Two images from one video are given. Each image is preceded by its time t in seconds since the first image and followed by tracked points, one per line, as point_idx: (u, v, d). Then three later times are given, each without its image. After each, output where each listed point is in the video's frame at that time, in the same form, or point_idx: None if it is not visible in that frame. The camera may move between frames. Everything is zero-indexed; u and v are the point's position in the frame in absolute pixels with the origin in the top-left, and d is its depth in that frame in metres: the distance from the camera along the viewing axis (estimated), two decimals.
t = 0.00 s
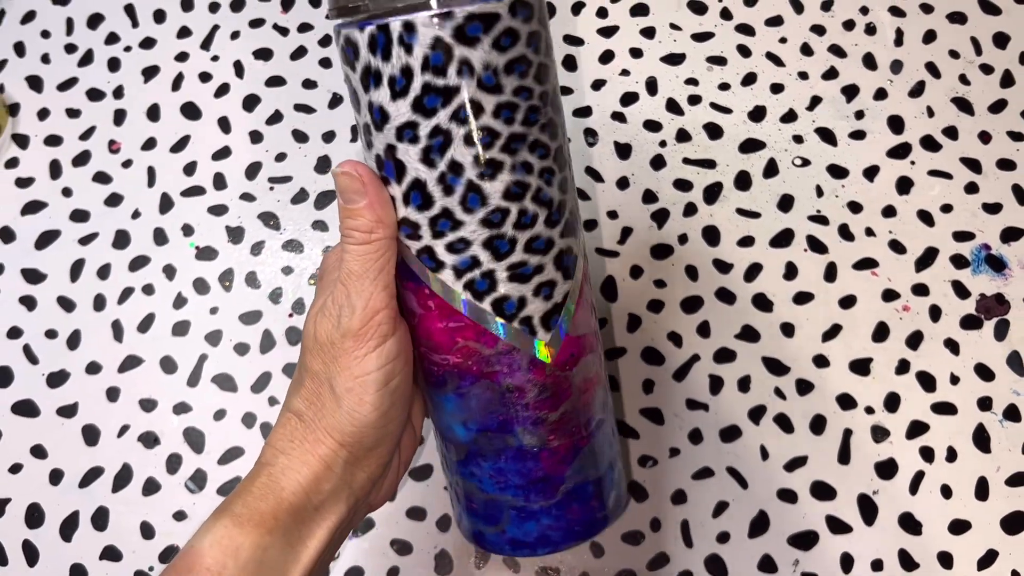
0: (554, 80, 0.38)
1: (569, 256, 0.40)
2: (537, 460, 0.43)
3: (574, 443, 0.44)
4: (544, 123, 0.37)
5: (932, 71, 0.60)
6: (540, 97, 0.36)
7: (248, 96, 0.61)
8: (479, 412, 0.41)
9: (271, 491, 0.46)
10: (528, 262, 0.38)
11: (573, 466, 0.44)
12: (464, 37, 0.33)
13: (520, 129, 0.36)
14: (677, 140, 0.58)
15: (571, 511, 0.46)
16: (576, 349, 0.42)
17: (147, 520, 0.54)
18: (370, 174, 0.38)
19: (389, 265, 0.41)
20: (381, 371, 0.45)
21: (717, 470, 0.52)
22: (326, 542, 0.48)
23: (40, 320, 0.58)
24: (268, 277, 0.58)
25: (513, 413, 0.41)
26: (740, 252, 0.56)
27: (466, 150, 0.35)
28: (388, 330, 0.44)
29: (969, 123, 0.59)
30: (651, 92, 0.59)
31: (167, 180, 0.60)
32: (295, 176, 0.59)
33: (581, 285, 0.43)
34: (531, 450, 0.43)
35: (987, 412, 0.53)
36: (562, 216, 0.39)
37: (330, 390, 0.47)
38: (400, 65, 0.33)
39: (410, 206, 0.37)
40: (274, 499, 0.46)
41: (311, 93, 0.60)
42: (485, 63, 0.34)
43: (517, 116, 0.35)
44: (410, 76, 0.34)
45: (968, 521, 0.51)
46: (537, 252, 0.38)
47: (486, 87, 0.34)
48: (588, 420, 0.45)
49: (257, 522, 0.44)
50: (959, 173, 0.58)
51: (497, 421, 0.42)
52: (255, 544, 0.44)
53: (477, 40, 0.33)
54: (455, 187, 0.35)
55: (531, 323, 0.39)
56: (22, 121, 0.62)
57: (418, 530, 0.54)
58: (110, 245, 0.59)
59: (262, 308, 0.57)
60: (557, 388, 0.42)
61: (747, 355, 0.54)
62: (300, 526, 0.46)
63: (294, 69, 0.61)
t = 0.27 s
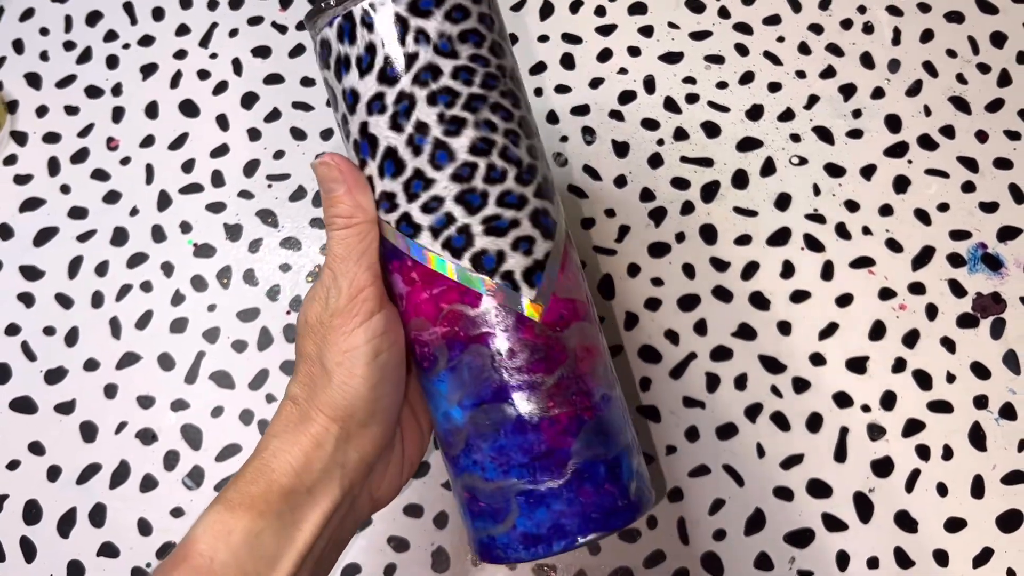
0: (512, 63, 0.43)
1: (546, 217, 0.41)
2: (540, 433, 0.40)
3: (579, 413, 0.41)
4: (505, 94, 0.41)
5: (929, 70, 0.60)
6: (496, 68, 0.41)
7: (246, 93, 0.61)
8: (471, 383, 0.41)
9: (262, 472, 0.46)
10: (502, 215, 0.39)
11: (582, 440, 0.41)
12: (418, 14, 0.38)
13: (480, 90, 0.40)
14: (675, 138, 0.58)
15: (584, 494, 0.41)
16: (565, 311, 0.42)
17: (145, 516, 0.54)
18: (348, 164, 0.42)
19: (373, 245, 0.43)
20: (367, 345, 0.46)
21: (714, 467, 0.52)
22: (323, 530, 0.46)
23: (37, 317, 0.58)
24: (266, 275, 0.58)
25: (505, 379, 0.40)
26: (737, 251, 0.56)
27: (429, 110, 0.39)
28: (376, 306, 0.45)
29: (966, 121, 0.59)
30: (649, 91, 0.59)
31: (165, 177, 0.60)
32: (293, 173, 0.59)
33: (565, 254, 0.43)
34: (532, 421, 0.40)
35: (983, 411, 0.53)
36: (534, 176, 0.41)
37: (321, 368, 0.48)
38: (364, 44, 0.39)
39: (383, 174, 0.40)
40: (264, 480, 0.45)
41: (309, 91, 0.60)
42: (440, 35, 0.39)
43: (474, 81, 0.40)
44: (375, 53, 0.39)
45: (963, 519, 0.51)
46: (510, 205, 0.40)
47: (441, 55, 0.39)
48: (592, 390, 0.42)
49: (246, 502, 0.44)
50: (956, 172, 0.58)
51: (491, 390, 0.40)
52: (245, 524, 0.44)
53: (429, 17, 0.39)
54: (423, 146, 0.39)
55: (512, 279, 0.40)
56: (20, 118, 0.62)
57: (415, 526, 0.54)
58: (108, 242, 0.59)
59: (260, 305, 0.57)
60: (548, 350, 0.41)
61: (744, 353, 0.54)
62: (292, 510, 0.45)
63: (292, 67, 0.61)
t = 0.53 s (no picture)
0: (509, 61, 0.43)
1: (529, 198, 0.40)
2: (507, 406, 0.39)
3: (550, 387, 0.39)
4: (496, 86, 0.41)
5: (931, 66, 0.59)
6: (488, 62, 0.41)
7: (243, 87, 0.60)
8: (442, 356, 0.40)
9: (246, 449, 0.45)
10: (480, 193, 0.39)
11: (552, 415, 0.39)
12: (412, 13, 0.39)
13: (467, 81, 0.40)
14: (675, 133, 0.58)
15: (552, 472, 0.38)
16: (542, 288, 0.40)
17: (142, 512, 0.54)
18: (347, 160, 0.45)
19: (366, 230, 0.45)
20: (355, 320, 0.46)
21: (713, 463, 0.52)
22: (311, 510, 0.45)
23: (34, 311, 0.58)
24: (264, 269, 0.57)
25: (474, 350, 0.39)
26: (738, 247, 0.56)
27: (415, 98, 0.39)
28: (364, 284, 0.46)
29: (968, 117, 0.59)
30: (649, 85, 0.59)
31: (162, 171, 0.60)
32: (291, 168, 0.59)
33: (549, 235, 0.42)
34: (499, 392, 0.39)
35: (983, 407, 0.52)
36: (520, 162, 0.40)
37: (308, 346, 0.48)
38: (364, 44, 0.40)
39: (376, 161, 0.41)
40: (248, 456, 0.44)
41: (307, 84, 0.60)
42: (433, 31, 0.40)
43: (462, 72, 0.40)
44: (373, 52, 0.40)
45: (964, 516, 0.50)
46: (490, 184, 0.39)
47: (431, 48, 0.39)
48: (567, 367, 0.40)
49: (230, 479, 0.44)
50: (957, 168, 0.58)
51: (461, 362, 0.39)
52: (230, 499, 0.43)
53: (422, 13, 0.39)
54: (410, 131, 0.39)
55: (487, 252, 0.39)
56: (16, 111, 0.61)
57: (413, 522, 0.53)
58: (105, 236, 0.59)
59: (257, 300, 0.57)
60: (520, 321, 0.39)
61: (744, 349, 0.54)
62: (278, 486, 0.44)
63: (290, 60, 0.60)
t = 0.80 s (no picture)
0: (525, 73, 0.43)
1: (535, 201, 0.40)
2: (497, 396, 0.37)
3: (541, 382, 0.37)
4: (510, 94, 0.41)
5: (935, 62, 0.59)
6: (503, 71, 0.41)
7: (244, 81, 0.60)
8: (438, 347, 0.39)
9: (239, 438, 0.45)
10: (485, 190, 0.39)
11: (543, 409, 0.37)
12: (433, 22, 0.40)
13: (480, 86, 0.40)
14: (678, 129, 0.58)
15: (538, 466, 0.36)
16: (540, 286, 0.39)
17: (140, 508, 0.53)
18: (358, 161, 0.47)
19: (371, 224, 0.46)
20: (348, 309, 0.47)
21: (715, 461, 0.51)
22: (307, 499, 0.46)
23: (32, 306, 0.57)
24: (263, 265, 0.57)
25: (468, 341, 0.38)
26: (740, 243, 0.56)
27: (429, 100, 0.40)
28: (363, 275, 0.47)
29: (972, 114, 0.58)
30: (652, 81, 0.59)
31: (161, 165, 0.59)
32: (291, 162, 0.58)
33: (552, 236, 0.41)
34: (489, 383, 0.37)
35: (986, 405, 0.52)
36: (528, 164, 0.40)
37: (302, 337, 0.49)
38: (384, 49, 0.41)
39: (388, 160, 0.41)
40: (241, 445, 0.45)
41: (308, 79, 0.60)
42: (451, 39, 0.40)
43: (477, 78, 0.40)
44: (393, 56, 0.41)
45: (967, 514, 0.50)
46: (496, 182, 0.39)
47: (448, 54, 0.40)
48: (562, 364, 0.38)
49: (225, 467, 0.44)
50: (961, 164, 0.57)
51: (455, 353, 0.38)
52: (225, 489, 0.43)
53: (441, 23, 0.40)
54: (421, 131, 0.40)
55: (487, 248, 0.38)
56: (14, 104, 0.61)
57: (414, 519, 0.52)
58: (104, 231, 0.58)
59: (257, 295, 0.56)
60: (514, 314, 0.38)
61: (747, 346, 0.53)
62: (271, 474, 0.44)
63: (290, 55, 0.60)
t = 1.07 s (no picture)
0: (519, 73, 0.43)
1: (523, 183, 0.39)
2: (479, 369, 0.36)
3: (525, 353, 0.36)
4: (501, 90, 0.41)
5: (938, 57, 0.59)
6: (494, 70, 0.41)
7: (242, 74, 0.60)
8: (424, 328, 0.38)
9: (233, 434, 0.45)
10: (471, 175, 0.38)
11: (528, 380, 0.35)
12: (424, 30, 0.41)
13: (470, 82, 0.40)
14: (678, 123, 0.58)
15: (518, 435, 0.34)
16: (527, 262, 0.38)
17: (135, 503, 0.53)
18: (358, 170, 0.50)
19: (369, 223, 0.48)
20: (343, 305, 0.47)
21: (715, 457, 0.51)
22: (303, 497, 0.45)
23: (27, 299, 0.57)
24: (260, 258, 0.57)
25: (452, 317, 0.37)
26: (741, 238, 0.55)
27: (419, 98, 0.40)
28: (360, 270, 0.48)
29: (975, 109, 0.58)
30: (653, 75, 0.59)
31: (158, 158, 0.59)
32: (289, 155, 0.58)
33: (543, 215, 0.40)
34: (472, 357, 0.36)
35: (988, 402, 0.52)
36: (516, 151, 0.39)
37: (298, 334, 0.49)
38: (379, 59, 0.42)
39: (382, 159, 0.41)
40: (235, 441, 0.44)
41: (306, 71, 0.59)
42: (442, 43, 0.41)
43: (467, 75, 0.40)
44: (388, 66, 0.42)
45: (967, 511, 0.50)
46: (483, 168, 0.38)
47: (438, 56, 0.40)
48: (550, 336, 0.37)
49: (219, 464, 0.43)
50: (964, 160, 0.57)
51: (439, 331, 0.38)
52: (219, 486, 0.42)
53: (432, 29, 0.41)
54: (412, 127, 0.40)
55: (472, 228, 0.37)
56: (10, 96, 0.60)
57: (412, 515, 0.52)
58: (100, 223, 0.58)
59: (254, 289, 0.56)
60: (499, 286, 0.37)
61: (747, 342, 0.53)
62: (266, 469, 0.44)
63: (289, 47, 0.60)
